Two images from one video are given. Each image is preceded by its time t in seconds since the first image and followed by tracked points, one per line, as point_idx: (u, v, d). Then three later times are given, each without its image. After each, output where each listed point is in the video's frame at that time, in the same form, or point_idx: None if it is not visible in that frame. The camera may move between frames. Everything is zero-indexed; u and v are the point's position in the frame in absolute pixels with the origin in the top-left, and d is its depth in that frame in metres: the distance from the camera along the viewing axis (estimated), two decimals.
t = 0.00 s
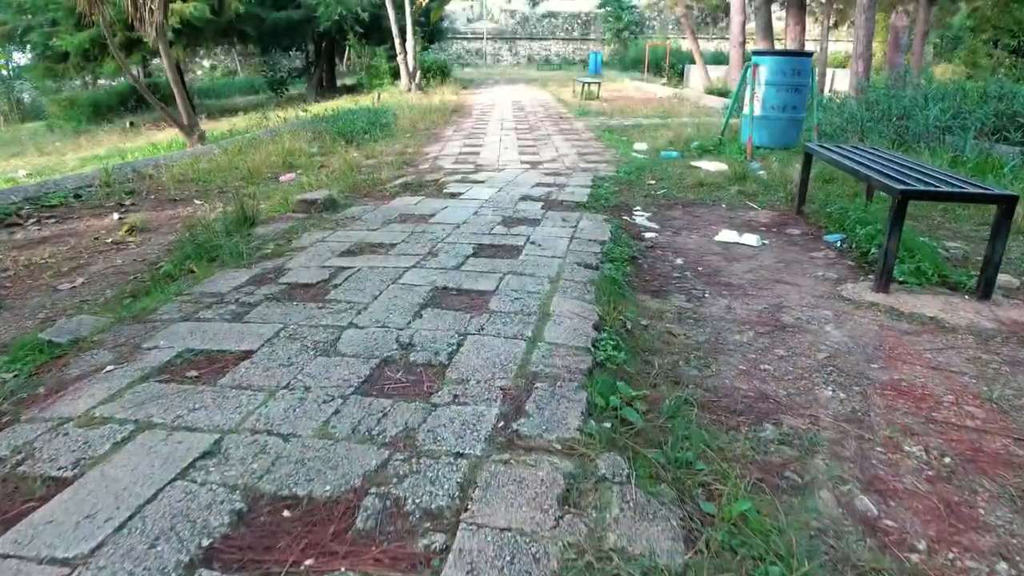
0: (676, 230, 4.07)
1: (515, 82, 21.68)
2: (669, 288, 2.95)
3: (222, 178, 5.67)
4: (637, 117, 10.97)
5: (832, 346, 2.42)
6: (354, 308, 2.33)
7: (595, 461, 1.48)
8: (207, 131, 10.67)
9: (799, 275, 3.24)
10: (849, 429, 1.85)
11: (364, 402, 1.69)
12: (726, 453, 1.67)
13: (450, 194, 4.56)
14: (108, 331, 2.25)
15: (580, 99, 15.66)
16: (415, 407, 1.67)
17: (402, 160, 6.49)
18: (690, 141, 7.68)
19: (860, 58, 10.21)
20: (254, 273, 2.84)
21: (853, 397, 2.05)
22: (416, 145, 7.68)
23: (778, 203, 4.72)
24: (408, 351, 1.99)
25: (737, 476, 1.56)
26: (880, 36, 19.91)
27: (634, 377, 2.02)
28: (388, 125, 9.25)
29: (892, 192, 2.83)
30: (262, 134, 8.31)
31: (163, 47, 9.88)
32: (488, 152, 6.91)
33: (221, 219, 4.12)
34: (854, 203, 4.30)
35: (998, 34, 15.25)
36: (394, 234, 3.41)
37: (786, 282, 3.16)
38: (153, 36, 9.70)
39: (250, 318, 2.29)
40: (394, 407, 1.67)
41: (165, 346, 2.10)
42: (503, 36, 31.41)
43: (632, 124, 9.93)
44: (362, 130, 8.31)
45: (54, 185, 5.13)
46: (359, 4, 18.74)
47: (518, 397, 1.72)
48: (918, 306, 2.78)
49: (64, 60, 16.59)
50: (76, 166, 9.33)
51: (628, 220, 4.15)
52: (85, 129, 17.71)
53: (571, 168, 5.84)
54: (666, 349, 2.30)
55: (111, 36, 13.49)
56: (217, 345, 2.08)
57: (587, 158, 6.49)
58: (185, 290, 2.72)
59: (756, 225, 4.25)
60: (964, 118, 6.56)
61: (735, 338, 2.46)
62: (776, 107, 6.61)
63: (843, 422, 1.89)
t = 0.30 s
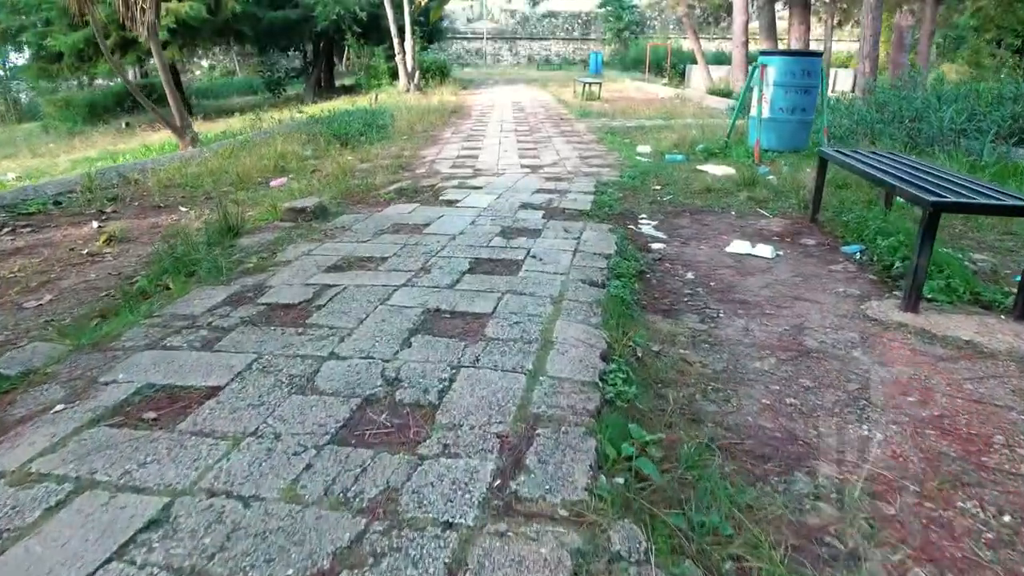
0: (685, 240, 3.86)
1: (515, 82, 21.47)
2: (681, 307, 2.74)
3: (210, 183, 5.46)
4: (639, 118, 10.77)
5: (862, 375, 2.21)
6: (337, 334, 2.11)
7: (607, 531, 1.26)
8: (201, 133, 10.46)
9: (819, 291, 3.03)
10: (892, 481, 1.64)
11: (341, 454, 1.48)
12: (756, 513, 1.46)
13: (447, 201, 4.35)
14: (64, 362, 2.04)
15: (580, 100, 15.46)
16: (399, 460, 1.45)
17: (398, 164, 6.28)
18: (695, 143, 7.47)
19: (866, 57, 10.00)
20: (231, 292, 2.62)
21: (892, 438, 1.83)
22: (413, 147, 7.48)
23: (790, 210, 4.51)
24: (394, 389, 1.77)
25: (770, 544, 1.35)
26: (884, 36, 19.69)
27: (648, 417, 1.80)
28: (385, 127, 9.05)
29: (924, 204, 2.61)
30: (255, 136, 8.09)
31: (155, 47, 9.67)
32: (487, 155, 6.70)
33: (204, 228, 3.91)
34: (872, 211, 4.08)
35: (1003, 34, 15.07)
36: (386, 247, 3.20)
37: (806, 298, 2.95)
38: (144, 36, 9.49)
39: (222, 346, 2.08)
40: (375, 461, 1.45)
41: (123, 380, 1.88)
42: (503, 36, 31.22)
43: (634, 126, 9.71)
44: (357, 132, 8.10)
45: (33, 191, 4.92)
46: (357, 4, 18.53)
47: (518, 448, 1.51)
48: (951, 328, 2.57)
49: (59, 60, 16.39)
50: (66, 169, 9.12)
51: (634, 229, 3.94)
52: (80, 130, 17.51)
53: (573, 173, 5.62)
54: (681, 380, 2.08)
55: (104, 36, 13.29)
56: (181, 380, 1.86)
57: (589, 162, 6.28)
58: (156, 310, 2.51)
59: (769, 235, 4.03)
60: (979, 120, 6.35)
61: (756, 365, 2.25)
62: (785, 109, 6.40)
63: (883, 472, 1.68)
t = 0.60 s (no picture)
0: (696, 253, 3.63)
1: (516, 83, 21.24)
2: (696, 331, 2.51)
3: (197, 190, 5.23)
4: (642, 120, 10.54)
5: (903, 413, 1.98)
6: (315, 370, 1.88)
7: None
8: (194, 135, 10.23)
9: (844, 312, 2.80)
10: (952, 553, 1.41)
11: (310, 529, 1.25)
12: None
13: (443, 209, 4.13)
14: (6, 403, 1.81)
15: (582, 100, 15.23)
16: (378, 539, 1.23)
17: (394, 168, 6.06)
18: (701, 146, 7.24)
19: (875, 57, 9.74)
20: (204, 317, 2.40)
21: (945, 495, 1.61)
22: (410, 150, 7.25)
23: (806, 219, 4.28)
24: (376, 440, 1.54)
25: None
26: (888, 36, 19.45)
27: (668, 471, 1.57)
28: (381, 129, 8.83)
29: (964, 220, 2.38)
30: (247, 139, 7.86)
31: (146, 47, 9.44)
32: (487, 159, 6.48)
33: (184, 239, 3.68)
34: (894, 221, 3.85)
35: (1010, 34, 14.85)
36: (376, 262, 2.97)
37: (831, 320, 2.71)
38: (135, 36, 9.25)
39: (186, 384, 1.85)
40: (349, 540, 1.22)
41: (69, 427, 1.65)
42: (503, 36, 30.99)
43: (637, 128, 9.48)
44: (353, 135, 7.88)
45: (10, 199, 4.69)
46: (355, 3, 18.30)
47: (519, 521, 1.28)
48: (994, 356, 2.34)
49: (53, 60, 16.15)
50: (54, 172, 8.89)
51: (641, 240, 3.71)
52: (75, 131, 17.28)
53: (577, 179, 5.39)
54: (703, 421, 1.86)
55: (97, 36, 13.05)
56: (134, 427, 1.63)
57: (593, 167, 6.05)
58: (120, 337, 2.28)
59: (785, 247, 3.80)
60: (997, 123, 6.13)
61: (783, 401, 2.02)
62: (795, 112, 6.16)
63: (941, 540, 1.45)
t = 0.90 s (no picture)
0: (710, 267, 3.39)
1: (516, 83, 21.00)
2: (718, 361, 2.27)
3: (182, 196, 5.00)
4: (646, 121, 10.31)
5: (959, 464, 1.74)
6: (287, 419, 1.64)
7: None
8: (187, 137, 10.00)
9: (877, 337, 2.56)
10: None
11: None
12: None
13: (440, 219, 3.89)
14: None
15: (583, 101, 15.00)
16: None
17: (389, 173, 5.82)
18: (708, 150, 7.00)
19: (883, 58, 9.43)
20: (170, 348, 2.16)
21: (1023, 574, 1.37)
22: (407, 154, 7.02)
23: (824, 229, 4.04)
24: (352, 514, 1.30)
25: None
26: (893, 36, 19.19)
27: (698, 550, 1.33)
28: (378, 131, 8.60)
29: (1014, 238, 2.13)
30: (240, 142, 7.63)
31: (137, 47, 9.20)
32: (487, 164, 6.24)
33: (162, 253, 3.44)
34: (920, 233, 3.61)
35: (1016, 34, 14.64)
36: (365, 281, 2.73)
37: (863, 346, 2.47)
38: (125, 36, 9.01)
39: (138, 435, 1.61)
40: None
41: None
42: (503, 36, 30.76)
43: (641, 130, 9.24)
44: (349, 137, 7.64)
45: None
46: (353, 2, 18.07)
47: None
48: None
49: (46, 60, 15.91)
50: (43, 176, 8.66)
51: (651, 254, 3.47)
52: (69, 132, 17.05)
53: (580, 185, 5.15)
54: (733, 478, 1.61)
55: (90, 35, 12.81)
56: (70, 493, 1.39)
57: (596, 172, 5.81)
58: (74, 372, 2.03)
59: (804, 261, 3.56)
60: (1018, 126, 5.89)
61: (822, 450, 1.78)
62: (808, 114, 5.92)
63: None
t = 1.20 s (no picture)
0: (726, 285, 3.15)
1: (516, 83, 20.74)
2: (744, 399, 2.02)
3: (165, 204, 4.75)
4: (649, 123, 10.07)
5: None
6: (249, 486, 1.39)
7: None
8: (179, 139, 9.75)
9: (917, 368, 2.32)
10: None
11: None
12: None
13: (435, 230, 3.65)
14: None
15: (584, 102, 14.78)
16: None
17: (384, 179, 5.57)
18: (716, 154, 6.76)
19: (891, 59, 9.14)
20: (127, 386, 1.91)
21: None
22: (404, 157, 6.79)
23: (845, 241, 3.80)
24: None
25: None
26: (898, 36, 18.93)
27: None
28: (375, 134, 8.36)
29: None
30: (231, 145, 7.38)
31: (126, 46, 8.94)
32: (486, 169, 6.00)
33: (135, 268, 3.20)
34: (952, 247, 3.37)
35: None
36: (351, 304, 2.48)
37: (903, 380, 2.23)
38: (114, 35, 8.75)
39: (71, 506, 1.36)
40: None
41: None
42: (503, 36, 30.52)
43: (645, 133, 8.99)
44: (344, 140, 7.41)
45: None
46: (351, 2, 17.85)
47: None
48: None
49: (39, 60, 15.66)
50: (29, 179, 8.42)
51: (663, 270, 3.22)
52: (63, 133, 16.81)
53: (584, 192, 4.90)
54: (775, 556, 1.37)
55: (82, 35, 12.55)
56: None
57: (600, 177, 5.56)
58: (13, 417, 1.79)
59: (827, 277, 3.32)
60: None
61: (875, 515, 1.53)
62: (822, 116, 5.68)
63: None
